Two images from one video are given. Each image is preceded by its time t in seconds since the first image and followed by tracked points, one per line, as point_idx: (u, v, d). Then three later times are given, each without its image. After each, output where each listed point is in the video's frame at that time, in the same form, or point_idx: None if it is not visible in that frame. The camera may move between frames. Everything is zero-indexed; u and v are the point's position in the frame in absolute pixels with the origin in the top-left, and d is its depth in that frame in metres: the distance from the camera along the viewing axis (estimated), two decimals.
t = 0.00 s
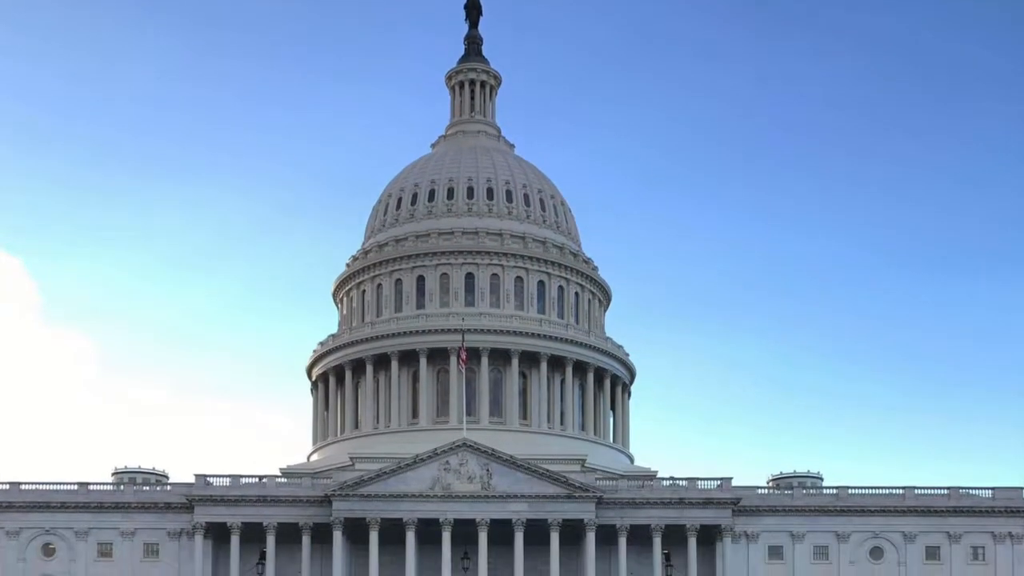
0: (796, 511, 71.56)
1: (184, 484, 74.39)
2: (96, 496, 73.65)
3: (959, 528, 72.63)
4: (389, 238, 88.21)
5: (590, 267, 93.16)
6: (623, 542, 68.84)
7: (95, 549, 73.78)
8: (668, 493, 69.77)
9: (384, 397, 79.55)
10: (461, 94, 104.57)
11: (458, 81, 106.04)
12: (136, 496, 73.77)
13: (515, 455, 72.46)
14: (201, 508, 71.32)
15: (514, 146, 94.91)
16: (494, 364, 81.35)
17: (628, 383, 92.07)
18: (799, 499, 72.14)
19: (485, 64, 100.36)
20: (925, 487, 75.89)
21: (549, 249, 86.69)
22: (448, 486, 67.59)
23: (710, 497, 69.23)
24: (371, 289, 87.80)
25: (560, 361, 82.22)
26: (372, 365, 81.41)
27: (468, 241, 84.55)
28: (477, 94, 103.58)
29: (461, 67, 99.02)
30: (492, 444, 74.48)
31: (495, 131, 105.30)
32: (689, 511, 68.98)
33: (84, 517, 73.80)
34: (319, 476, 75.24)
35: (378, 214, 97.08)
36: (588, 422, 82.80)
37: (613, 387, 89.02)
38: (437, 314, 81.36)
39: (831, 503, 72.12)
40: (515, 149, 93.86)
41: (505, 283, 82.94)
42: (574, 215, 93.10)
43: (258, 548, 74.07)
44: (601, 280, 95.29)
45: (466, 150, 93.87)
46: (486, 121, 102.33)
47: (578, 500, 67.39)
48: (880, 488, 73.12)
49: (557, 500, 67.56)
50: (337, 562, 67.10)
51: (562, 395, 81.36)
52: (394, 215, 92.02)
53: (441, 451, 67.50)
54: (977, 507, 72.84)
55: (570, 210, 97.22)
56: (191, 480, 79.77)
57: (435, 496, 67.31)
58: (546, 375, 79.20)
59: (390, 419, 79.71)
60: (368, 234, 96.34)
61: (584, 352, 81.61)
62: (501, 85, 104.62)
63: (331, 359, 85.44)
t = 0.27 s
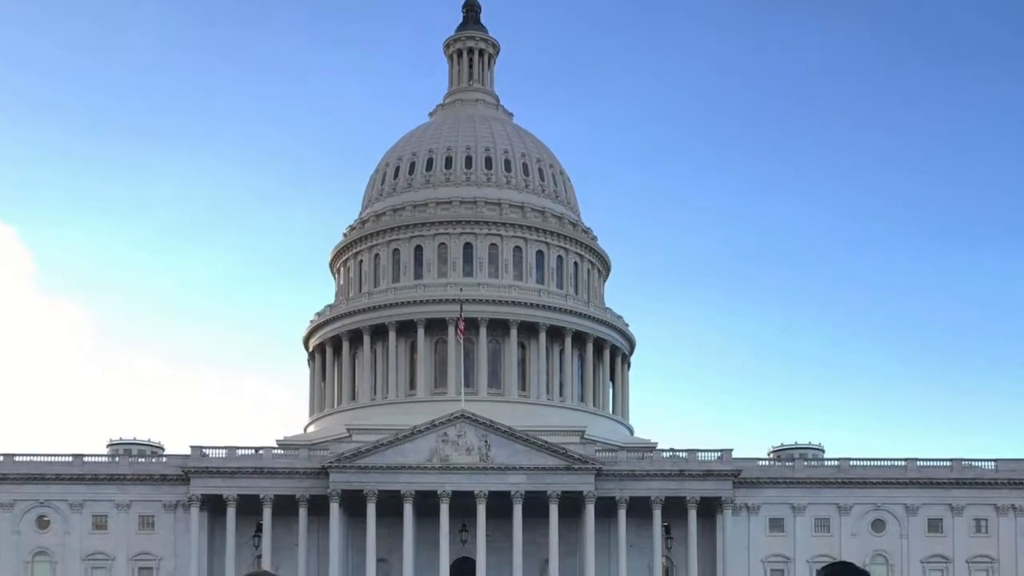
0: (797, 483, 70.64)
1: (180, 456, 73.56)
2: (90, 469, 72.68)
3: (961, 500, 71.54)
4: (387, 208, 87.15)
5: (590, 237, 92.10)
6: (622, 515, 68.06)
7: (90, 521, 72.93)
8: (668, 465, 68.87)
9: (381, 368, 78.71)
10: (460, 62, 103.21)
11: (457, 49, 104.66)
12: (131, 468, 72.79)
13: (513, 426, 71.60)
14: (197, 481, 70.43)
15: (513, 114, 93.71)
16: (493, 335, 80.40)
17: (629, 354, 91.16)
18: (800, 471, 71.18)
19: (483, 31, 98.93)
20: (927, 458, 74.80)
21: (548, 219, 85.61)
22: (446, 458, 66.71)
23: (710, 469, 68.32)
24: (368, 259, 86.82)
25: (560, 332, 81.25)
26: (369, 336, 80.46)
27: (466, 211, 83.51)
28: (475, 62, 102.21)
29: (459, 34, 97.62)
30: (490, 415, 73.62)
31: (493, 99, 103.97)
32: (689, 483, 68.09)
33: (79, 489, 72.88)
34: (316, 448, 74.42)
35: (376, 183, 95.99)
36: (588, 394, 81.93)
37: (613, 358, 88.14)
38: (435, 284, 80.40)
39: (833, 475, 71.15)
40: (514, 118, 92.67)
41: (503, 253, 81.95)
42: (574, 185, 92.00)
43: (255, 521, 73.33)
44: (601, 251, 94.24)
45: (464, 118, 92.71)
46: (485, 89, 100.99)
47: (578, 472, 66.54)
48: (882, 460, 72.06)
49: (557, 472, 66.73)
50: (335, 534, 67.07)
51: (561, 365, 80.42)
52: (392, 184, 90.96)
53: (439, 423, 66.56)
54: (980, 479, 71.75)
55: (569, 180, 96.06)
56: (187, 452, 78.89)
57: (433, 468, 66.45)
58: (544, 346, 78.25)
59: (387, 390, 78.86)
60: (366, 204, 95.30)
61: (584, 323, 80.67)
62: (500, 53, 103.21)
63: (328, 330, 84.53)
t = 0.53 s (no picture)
0: (799, 454, 69.69)
1: (175, 425, 72.50)
2: (86, 439, 71.71)
3: (964, 471, 70.41)
4: (384, 175, 86.07)
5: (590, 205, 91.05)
6: (621, 485, 67.14)
7: (85, 491, 71.83)
8: (668, 435, 67.98)
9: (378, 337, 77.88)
10: (457, 28, 101.81)
11: (455, 14, 103.29)
12: (126, 438, 71.83)
13: (512, 396, 70.75)
14: (192, 451, 69.54)
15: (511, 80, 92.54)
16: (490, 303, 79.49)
17: (628, 323, 90.27)
18: (802, 441, 70.23)
19: None
20: (930, 428, 73.65)
21: (547, 187, 84.55)
22: (444, 428, 65.86)
23: (710, 439, 67.37)
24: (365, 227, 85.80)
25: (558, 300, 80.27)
26: (366, 304, 79.55)
27: (464, 178, 82.46)
28: (473, 28, 100.87)
29: None
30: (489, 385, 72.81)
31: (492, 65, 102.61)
32: (689, 453, 67.20)
33: (73, 460, 71.73)
34: (312, 417, 73.56)
35: (373, 150, 94.89)
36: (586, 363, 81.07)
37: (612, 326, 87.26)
38: (433, 252, 79.44)
39: (835, 445, 70.11)
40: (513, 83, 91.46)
41: (502, 220, 80.99)
42: (573, 152, 90.88)
43: (251, 491, 72.64)
44: (600, 218, 93.22)
45: (462, 84, 91.54)
46: (483, 55, 99.66)
47: (576, 442, 65.69)
48: (884, 430, 70.94)
49: (556, 442, 65.91)
50: (331, 503, 66.11)
51: (560, 334, 79.53)
52: (390, 151, 89.79)
53: (437, 392, 65.65)
54: (983, 450, 70.57)
55: (568, 147, 94.90)
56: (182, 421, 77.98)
57: (431, 438, 65.61)
58: (543, 315, 77.35)
59: (384, 358, 78.07)
60: (362, 172, 93.99)
61: (583, 291, 79.58)
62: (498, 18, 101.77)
63: (325, 298, 83.37)
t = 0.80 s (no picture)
0: (800, 422, 68.78)
1: (170, 394, 71.48)
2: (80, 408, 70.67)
3: (967, 440, 69.44)
4: (381, 142, 84.90)
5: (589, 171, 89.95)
6: (621, 454, 66.34)
7: (79, 461, 70.88)
8: (668, 403, 67.06)
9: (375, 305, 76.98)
10: None
11: None
12: (121, 407, 70.78)
13: (511, 365, 69.85)
14: (187, 419, 68.58)
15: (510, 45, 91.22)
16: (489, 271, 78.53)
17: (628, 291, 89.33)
18: (803, 410, 69.29)
19: None
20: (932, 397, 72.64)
21: (546, 153, 83.43)
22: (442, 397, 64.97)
23: (711, 408, 66.44)
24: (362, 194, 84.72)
25: (558, 268, 79.30)
26: (363, 271, 78.58)
27: (462, 144, 81.30)
28: None
29: None
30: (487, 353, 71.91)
31: (489, 30, 101.18)
32: (689, 422, 66.33)
33: (67, 429, 70.73)
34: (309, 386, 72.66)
35: (370, 116, 93.68)
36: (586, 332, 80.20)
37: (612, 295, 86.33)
38: (430, 219, 78.39)
39: (837, 414, 69.16)
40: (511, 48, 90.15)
41: (500, 187, 79.94)
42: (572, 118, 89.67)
43: (247, 460, 71.84)
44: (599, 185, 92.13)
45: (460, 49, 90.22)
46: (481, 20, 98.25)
47: (576, 410, 64.82)
48: (886, 399, 69.94)
49: (555, 411, 65.05)
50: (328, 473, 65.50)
51: (559, 301, 78.60)
52: (387, 117, 88.56)
53: (435, 360, 64.71)
54: (987, 419, 69.55)
55: (567, 112, 93.68)
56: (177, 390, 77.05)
57: (429, 407, 64.72)
58: (541, 283, 76.40)
59: (381, 327, 77.18)
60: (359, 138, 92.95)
61: (583, 258, 78.61)
62: None
63: (322, 265, 82.39)
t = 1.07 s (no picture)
0: (801, 391, 67.98)
1: (165, 362, 70.56)
2: (74, 376, 69.72)
3: (970, 409, 68.61)
4: (378, 108, 83.78)
5: (588, 138, 88.86)
6: (620, 423, 65.55)
7: (74, 430, 69.96)
8: (667, 371, 66.22)
9: (372, 272, 76.06)
10: None
11: None
12: (115, 375, 69.83)
13: (509, 333, 69.01)
14: (182, 388, 67.68)
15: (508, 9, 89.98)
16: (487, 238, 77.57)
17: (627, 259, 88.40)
18: (805, 378, 68.46)
19: None
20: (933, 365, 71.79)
21: (545, 119, 82.33)
22: (440, 364, 64.14)
23: (711, 376, 65.59)
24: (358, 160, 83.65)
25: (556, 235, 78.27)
26: (360, 238, 77.57)
27: (459, 110, 80.20)
28: None
29: None
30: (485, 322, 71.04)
31: None
32: (688, 391, 65.49)
33: (62, 397, 69.77)
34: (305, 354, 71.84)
35: (367, 83, 92.54)
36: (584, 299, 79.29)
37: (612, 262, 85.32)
38: (428, 186, 77.38)
39: (838, 383, 68.34)
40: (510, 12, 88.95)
41: (499, 153, 78.94)
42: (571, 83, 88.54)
43: (243, 429, 71.07)
44: (598, 151, 91.09)
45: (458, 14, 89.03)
46: None
47: (575, 379, 63.97)
48: (888, 367, 69.11)
49: (553, 380, 64.21)
50: (324, 442, 64.73)
51: (558, 269, 77.66)
52: (384, 83, 87.41)
53: (433, 328, 63.85)
54: (989, 387, 68.71)
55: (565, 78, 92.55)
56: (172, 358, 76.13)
57: (427, 375, 63.88)
58: (540, 250, 75.43)
59: (378, 294, 76.27)
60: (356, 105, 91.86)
61: (582, 225, 77.64)
62: None
63: (318, 233, 81.40)
